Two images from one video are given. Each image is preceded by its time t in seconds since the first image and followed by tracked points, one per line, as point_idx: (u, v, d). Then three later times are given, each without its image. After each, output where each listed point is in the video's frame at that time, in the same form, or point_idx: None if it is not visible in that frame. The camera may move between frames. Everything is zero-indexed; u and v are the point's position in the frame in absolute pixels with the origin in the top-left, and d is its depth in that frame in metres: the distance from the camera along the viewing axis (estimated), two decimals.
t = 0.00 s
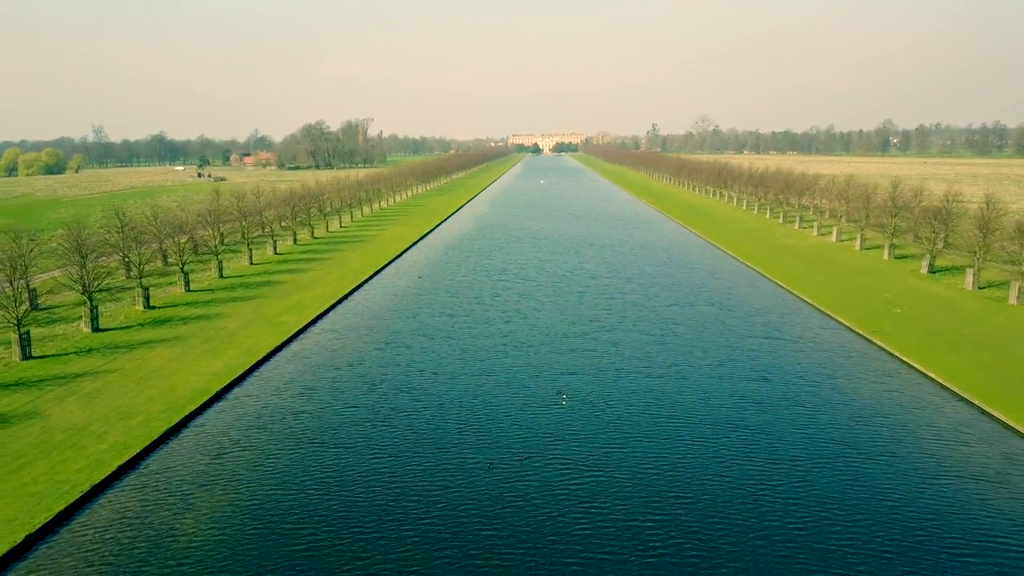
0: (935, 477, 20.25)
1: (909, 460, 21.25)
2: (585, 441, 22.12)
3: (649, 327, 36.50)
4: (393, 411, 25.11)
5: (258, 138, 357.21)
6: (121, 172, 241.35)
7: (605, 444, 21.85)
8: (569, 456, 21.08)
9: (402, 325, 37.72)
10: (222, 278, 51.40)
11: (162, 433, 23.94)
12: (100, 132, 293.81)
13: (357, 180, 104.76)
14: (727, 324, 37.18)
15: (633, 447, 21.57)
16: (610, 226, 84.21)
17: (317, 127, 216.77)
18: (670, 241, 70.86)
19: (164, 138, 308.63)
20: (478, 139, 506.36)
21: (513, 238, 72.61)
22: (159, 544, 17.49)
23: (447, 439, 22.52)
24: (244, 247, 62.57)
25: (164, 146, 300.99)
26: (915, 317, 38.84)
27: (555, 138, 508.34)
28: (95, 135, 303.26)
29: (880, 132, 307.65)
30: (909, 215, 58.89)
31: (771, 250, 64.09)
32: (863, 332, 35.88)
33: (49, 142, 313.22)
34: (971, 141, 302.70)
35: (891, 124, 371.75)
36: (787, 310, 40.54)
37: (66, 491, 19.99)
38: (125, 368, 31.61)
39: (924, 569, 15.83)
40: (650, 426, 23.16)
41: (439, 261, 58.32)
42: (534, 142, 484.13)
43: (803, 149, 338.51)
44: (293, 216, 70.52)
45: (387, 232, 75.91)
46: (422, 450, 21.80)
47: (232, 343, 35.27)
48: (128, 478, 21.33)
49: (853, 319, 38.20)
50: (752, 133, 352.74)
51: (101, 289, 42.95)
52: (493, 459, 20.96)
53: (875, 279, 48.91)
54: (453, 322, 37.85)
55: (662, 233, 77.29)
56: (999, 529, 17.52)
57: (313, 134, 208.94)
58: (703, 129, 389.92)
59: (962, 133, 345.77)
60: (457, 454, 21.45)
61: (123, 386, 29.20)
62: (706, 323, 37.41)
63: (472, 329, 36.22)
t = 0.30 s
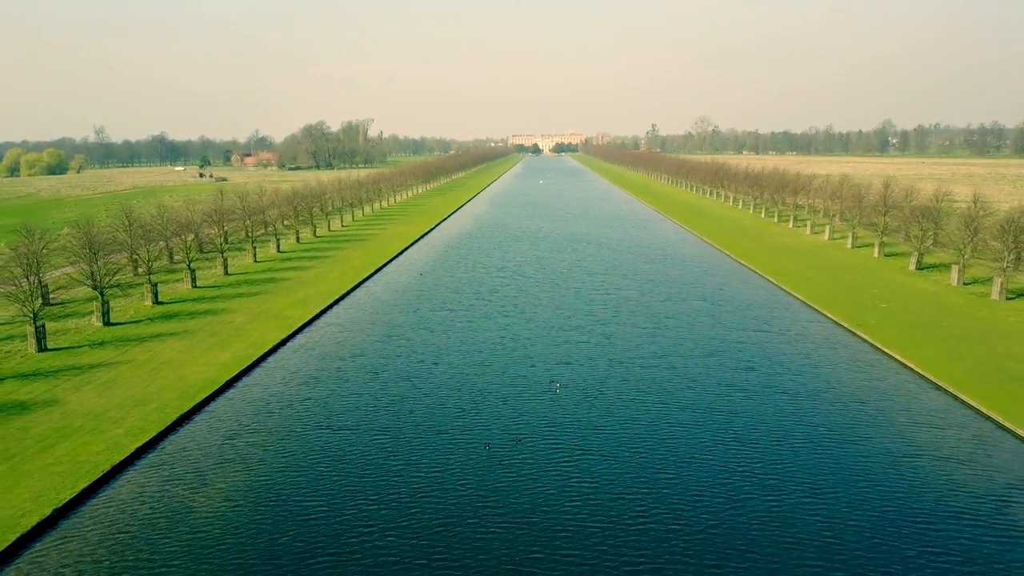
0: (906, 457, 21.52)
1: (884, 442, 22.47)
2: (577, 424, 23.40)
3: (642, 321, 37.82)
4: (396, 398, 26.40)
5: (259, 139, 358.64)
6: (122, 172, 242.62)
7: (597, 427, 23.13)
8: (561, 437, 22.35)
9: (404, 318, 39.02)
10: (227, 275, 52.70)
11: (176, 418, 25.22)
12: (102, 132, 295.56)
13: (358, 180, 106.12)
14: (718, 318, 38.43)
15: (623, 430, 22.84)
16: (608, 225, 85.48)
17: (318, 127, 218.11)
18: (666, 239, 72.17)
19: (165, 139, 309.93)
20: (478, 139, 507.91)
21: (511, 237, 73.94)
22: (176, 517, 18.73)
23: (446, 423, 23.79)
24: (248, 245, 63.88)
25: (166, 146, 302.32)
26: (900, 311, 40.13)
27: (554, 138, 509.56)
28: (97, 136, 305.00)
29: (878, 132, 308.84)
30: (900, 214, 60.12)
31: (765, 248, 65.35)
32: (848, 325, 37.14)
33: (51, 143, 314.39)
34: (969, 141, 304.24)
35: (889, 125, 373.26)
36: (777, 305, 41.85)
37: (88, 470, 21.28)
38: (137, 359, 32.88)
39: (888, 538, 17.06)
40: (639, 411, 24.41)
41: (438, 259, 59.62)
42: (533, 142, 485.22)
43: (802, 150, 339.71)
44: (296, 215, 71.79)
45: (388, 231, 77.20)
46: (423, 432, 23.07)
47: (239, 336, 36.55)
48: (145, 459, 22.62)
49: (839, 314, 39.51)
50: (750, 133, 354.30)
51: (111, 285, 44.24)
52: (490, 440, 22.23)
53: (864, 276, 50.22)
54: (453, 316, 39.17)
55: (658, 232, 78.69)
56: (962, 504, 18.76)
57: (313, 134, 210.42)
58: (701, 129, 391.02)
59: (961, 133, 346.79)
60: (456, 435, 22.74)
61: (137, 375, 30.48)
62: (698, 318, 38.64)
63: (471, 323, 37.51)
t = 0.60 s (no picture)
0: (880, 439, 22.80)
1: (860, 426, 23.75)
2: (570, 409, 24.66)
3: (635, 315, 39.13)
4: (398, 386, 27.68)
5: (259, 139, 360.11)
6: (124, 172, 244.01)
7: (588, 412, 24.39)
8: (555, 421, 23.61)
9: (405, 313, 40.33)
10: (232, 271, 54.02)
11: (189, 405, 26.50)
12: (103, 133, 296.86)
13: (359, 179, 107.61)
14: (709, 313, 39.69)
15: (614, 414, 24.11)
16: (606, 224, 86.75)
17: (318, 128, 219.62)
18: (662, 238, 73.51)
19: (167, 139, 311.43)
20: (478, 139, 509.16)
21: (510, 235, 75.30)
22: (191, 494, 19.99)
23: (446, 408, 25.04)
24: (252, 243, 65.22)
25: (167, 146, 303.83)
26: (885, 306, 41.41)
27: (554, 138, 511.11)
28: (99, 136, 306.33)
29: (877, 132, 309.93)
30: (889, 213, 61.44)
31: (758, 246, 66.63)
32: (834, 320, 38.42)
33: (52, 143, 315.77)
34: (965, 142, 305.83)
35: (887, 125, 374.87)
36: (767, 300, 43.14)
37: (108, 452, 22.58)
38: (148, 351, 34.19)
39: (856, 510, 18.31)
40: (629, 398, 25.69)
41: (438, 256, 60.94)
42: (533, 142, 486.47)
43: (801, 150, 340.85)
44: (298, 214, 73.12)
45: (389, 230, 78.59)
46: (424, 417, 24.32)
47: (246, 330, 37.85)
48: (161, 442, 23.91)
49: (827, 308, 40.81)
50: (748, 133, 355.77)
51: (120, 281, 45.57)
52: (487, 424, 23.48)
53: (853, 273, 51.53)
54: (453, 311, 40.47)
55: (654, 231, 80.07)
56: (929, 481, 20.03)
57: (314, 134, 211.69)
58: (701, 130, 392.22)
59: (958, 133, 348.16)
60: (455, 419, 23.98)
61: (149, 366, 31.78)
62: (689, 312, 39.91)
63: (470, 317, 38.81)
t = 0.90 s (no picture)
0: (856, 422, 24.12)
1: (838, 410, 25.09)
2: (563, 396, 25.95)
3: (628, 309, 40.46)
4: (401, 375, 29.00)
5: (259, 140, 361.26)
6: (125, 172, 245.15)
7: (581, 398, 25.70)
8: (550, 406, 24.91)
9: (406, 308, 41.60)
10: (237, 268, 55.34)
11: (201, 392, 27.81)
12: (104, 133, 298.01)
13: (359, 179, 108.93)
14: (701, 307, 41.02)
15: (604, 401, 25.38)
16: (603, 223, 88.09)
17: (318, 128, 220.90)
18: (658, 236, 74.85)
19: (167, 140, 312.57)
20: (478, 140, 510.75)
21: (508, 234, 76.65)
22: (206, 471, 21.26)
23: (445, 394, 26.36)
24: (256, 241, 66.50)
25: (168, 146, 304.95)
26: (871, 301, 42.74)
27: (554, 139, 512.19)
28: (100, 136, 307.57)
29: (875, 133, 311.27)
30: (880, 212, 62.80)
31: (752, 244, 67.95)
32: (821, 313, 39.76)
33: (53, 143, 316.81)
34: (963, 142, 307.20)
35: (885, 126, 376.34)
36: (757, 295, 44.47)
37: (127, 434, 23.90)
38: (159, 343, 35.51)
39: (829, 484, 19.61)
40: (620, 386, 27.03)
41: (438, 254, 62.26)
42: (534, 142, 487.65)
43: (799, 151, 342.25)
44: (301, 212, 74.46)
45: (390, 229, 80.00)
46: (425, 402, 25.62)
47: (253, 324, 39.18)
48: (176, 425, 25.22)
49: (815, 303, 42.13)
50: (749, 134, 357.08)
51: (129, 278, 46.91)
52: (484, 408, 24.79)
53: (843, 269, 52.86)
54: (453, 306, 41.75)
55: (650, 230, 81.39)
56: (899, 459, 21.33)
57: (315, 135, 212.88)
58: (700, 131, 393.41)
59: (957, 134, 349.35)
60: (455, 404, 25.28)
61: (161, 357, 33.09)
62: (682, 306, 41.21)
63: (469, 312, 40.13)
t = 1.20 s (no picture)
0: (835, 407, 25.42)
1: (818, 397, 26.40)
2: (558, 384, 27.26)
3: (622, 304, 41.79)
4: (403, 365, 30.30)
5: (260, 141, 362.58)
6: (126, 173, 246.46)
7: (574, 386, 27.00)
8: (545, 392, 26.21)
9: (407, 303, 42.91)
10: (242, 266, 56.65)
11: (212, 381, 29.10)
12: (106, 134, 299.37)
13: (361, 179, 110.37)
14: (694, 302, 42.34)
15: (596, 388, 26.69)
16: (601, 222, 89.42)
17: (319, 129, 222.38)
18: (654, 235, 76.23)
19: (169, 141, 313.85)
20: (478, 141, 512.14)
21: (507, 233, 78.00)
22: (219, 451, 22.56)
23: (446, 382, 27.67)
24: (260, 240, 67.86)
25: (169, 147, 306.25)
26: (858, 296, 44.06)
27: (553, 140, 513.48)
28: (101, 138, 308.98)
29: (873, 134, 312.65)
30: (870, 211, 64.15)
31: (746, 243, 69.30)
32: (809, 308, 41.09)
33: (55, 144, 318.00)
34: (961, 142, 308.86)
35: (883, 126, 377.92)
36: (748, 291, 45.79)
37: (143, 419, 25.20)
38: (169, 336, 36.82)
39: (804, 461, 20.89)
40: (612, 375, 28.33)
41: (438, 252, 63.58)
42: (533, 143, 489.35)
43: (798, 151, 343.27)
44: (304, 212, 75.87)
45: (391, 228, 81.40)
46: (426, 390, 26.92)
47: (260, 318, 40.50)
48: (189, 411, 26.53)
49: (804, 298, 43.44)
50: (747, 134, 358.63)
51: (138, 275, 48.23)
52: (483, 394, 26.08)
53: (834, 267, 54.18)
54: (452, 301, 43.06)
55: (646, 228, 82.78)
56: (873, 440, 22.63)
57: (315, 135, 214.25)
58: (699, 133, 394.34)
59: (955, 134, 350.35)
60: (455, 391, 26.58)
61: (172, 349, 34.40)
62: (674, 302, 42.54)
63: (468, 306, 41.45)
